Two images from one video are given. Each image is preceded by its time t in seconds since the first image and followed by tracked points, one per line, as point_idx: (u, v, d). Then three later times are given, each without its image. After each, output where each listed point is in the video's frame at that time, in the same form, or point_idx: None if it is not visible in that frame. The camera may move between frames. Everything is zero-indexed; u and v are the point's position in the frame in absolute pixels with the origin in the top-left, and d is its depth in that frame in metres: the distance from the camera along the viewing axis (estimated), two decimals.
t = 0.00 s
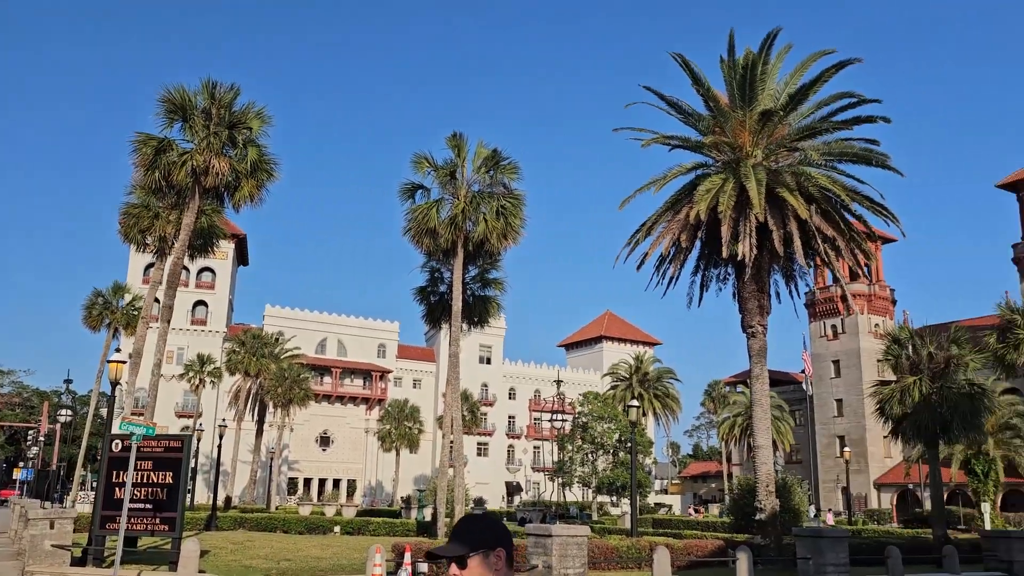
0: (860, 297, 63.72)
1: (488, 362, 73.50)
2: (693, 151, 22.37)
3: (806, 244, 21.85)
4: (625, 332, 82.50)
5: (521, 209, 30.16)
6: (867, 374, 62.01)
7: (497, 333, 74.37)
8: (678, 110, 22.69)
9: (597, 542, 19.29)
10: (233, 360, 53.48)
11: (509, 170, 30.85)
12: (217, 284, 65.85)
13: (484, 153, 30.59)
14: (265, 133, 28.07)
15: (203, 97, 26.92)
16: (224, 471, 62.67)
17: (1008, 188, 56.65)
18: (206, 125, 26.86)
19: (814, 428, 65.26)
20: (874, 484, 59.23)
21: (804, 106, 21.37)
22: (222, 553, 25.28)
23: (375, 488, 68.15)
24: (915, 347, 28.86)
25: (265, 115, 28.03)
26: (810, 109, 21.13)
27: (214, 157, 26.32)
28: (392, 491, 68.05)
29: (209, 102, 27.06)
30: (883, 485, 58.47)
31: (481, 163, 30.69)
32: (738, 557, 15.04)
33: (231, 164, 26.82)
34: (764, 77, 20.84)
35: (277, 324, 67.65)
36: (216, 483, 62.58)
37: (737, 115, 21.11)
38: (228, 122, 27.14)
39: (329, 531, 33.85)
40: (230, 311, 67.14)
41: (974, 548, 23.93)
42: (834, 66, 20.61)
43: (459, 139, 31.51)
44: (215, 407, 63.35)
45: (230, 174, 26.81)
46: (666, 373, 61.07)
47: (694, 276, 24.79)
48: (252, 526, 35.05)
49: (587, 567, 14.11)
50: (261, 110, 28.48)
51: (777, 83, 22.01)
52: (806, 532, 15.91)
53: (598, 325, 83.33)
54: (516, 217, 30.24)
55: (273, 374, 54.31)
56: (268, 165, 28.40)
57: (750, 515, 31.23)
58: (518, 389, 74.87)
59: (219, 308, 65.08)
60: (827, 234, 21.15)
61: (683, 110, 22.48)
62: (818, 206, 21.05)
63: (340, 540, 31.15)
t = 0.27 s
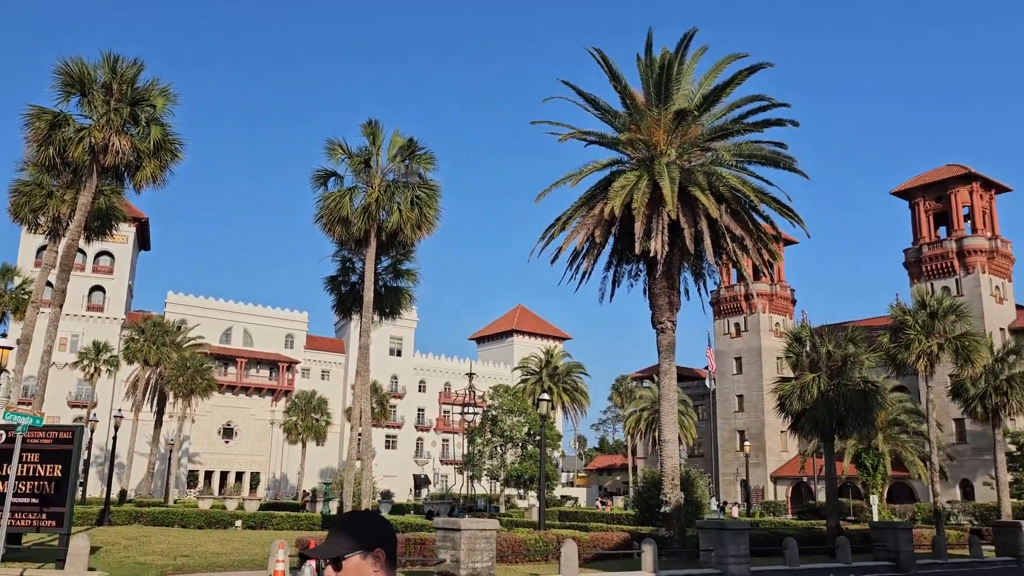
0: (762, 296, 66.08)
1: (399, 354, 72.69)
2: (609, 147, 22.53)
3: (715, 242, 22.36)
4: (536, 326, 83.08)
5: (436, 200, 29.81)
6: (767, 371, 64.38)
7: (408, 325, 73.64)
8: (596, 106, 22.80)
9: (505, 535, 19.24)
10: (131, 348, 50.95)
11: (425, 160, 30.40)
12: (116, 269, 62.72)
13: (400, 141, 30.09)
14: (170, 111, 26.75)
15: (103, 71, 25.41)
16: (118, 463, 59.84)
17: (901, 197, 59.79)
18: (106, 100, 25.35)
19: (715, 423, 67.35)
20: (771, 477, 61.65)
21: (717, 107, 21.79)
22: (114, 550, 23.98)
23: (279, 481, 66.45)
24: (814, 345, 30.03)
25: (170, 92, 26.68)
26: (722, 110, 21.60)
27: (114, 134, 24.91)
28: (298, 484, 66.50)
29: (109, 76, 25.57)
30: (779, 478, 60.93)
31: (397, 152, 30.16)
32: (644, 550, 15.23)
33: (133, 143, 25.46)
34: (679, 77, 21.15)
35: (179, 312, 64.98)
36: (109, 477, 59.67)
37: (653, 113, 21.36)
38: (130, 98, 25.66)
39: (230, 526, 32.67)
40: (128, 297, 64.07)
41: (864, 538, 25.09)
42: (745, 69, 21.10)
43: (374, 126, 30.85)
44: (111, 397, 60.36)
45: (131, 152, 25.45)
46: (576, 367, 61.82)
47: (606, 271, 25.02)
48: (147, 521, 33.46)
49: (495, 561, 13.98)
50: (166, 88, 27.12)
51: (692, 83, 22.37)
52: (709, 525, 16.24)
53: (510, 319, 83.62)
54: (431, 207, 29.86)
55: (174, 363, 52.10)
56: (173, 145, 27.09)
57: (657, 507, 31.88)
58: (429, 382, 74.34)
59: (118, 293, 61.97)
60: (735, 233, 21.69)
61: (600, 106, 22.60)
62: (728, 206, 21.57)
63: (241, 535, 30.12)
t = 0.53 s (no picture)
0: (680, 296, 67.51)
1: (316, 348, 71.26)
2: (537, 142, 22.51)
3: (639, 241, 22.64)
4: (457, 322, 82.79)
5: (360, 190, 29.22)
6: (683, 370, 65.84)
7: (328, 318, 72.31)
8: (524, 100, 22.72)
9: (423, 531, 19.00)
10: (31, 337, 48.05)
11: (349, 149, 29.74)
12: (16, 254, 59.34)
13: (323, 129, 29.37)
14: (79, 87, 25.33)
15: (5, 41, 23.82)
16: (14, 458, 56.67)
17: (813, 203, 62.04)
18: (9, 73, 23.80)
19: (632, 420, 68.48)
20: (685, 473, 63.14)
21: (643, 106, 22.05)
22: (7, 550, 22.56)
23: (189, 477, 64.19)
24: (730, 344, 30.80)
25: (80, 67, 25.25)
26: (649, 110, 21.86)
27: (17, 109, 23.39)
28: (208, 480, 64.40)
29: (12, 47, 24.01)
30: (692, 474, 62.46)
31: (320, 140, 29.43)
32: (564, 545, 15.23)
33: (38, 119, 23.99)
34: (607, 74, 21.28)
35: (84, 300, 61.97)
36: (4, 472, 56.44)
37: (581, 109, 21.43)
38: (37, 72, 24.12)
39: (134, 523, 31.26)
40: (29, 284, 60.69)
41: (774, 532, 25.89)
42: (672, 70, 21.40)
43: (297, 112, 30.00)
44: (7, 388, 57.05)
45: (36, 130, 23.99)
46: (496, 363, 61.85)
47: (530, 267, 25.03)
48: (45, 518, 31.68)
49: (414, 557, 13.72)
50: (75, 63, 25.67)
51: (620, 82, 22.56)
52: (627, 520, 16.38)
53: (431, 314, 83.07)
54: (354, 198, 29.25)
55: (78, 353, 49.59)
56: (81, 124, 25.67)
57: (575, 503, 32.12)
58: (347, 376, 73.09)
59: (18, 279, 58.60)
60: (659, 232, 22.01)
61: (529, 100, 22.54)
62: (652, 205, 21.86)
63: (147, 532, 28.89)
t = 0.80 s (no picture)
0: (606, 297, 68.38)
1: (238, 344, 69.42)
2: (471, 138, 22.40)
3: (571, 240, 22.76)
4: (384, 319, 81.90)
5: (289, 182, 28.54)
6: (608, 370, 66.72)
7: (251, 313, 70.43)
8: (459, 95, 22.57)
9: (349, 531, 18.70)
10: None
11: (277, 141, 28.99)
12: None
13: (251, 118, 28.54)
14: None
15: None
16: None
17: (737, 208, 63.68)
18: None
19: (557, 419, 69.03)
20: (608, 472, 64.06)
21: (577, 106, 22.16)
22: None
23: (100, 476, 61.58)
24: (658, 344, 31.34)
25: None
26: (583, 110, 22.01)
27: None
28: (121, 480, 61.95)
29: None
30: (615, 472, 63.43)
31: (247, 129, 28.60)
32: (492, 545, 15.16)
33: None
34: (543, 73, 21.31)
35: None
36: None
37: (516, 107, 21.44)
38: None
39: (41, 524, 29.72)
40: None
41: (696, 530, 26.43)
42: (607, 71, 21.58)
43: (223, 100, 29.08)
44: None
45: None
46: (423, 361, 61.47)
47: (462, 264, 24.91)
48: None
49: (340, 558, 13.43)
50: None
51: (554, 81, 22.61)
52: (555, 519, 16.43)
53: (357, 311, 81.95)
54: (282, 190, 28.51)
55: None
56: None
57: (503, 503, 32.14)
58: (270, 373, 71.40)
59: None
60: (591, 232, 22.20)
61: (463, 96, 22.40)
62: (585, 204, 22.02)
63: (57, 534, 27.62)
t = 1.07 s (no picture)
0: (552, 296, 68.62)
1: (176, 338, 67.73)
2: (422, 133, 22.19)
3: (522, 237, 22.73)
4: (327, 315, 80.76)
5: (233, 172, 27.82)
6: (553, 368, 67.02)
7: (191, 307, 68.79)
8: (410, 89, 22.33)
9: (292, 530, 18.39)
10: None
11: (221, 130, 28.24)
12: None
13: (194, 106, 27.74)
14: None
15: None
16: None
17: (682, 210, 64.58)
18: None
19: (501, 417, 69.07)
20: (550, 470, 64.39)
21: (530, 103, 22.13)
22: None
23: (28, 474, 59.21)
24: (604, 343, 31.55)
25: None
26: (535, 107, 22.01)
27: None
28: (50, 478, 59.69)
29: None
30: (558, 471, 63.82)
31: (190, 118, 27.80)
32: (438, 544, 15.01)
33: None
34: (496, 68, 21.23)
35: None
36: None
37: (468, 102, 21.32)
38: None
39: None
40: None
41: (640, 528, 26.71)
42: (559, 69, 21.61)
43: (166, 87, 28.21)
44: None
45: None
46: (367, 358, 60.82)
47: (411, 259, 24.68)
48: None
49: (283, 558, 13.11)
50: None
51: (507, 77, 22.53)
52: (500, 517, 16.36)
53: (299, 307, 80.62)
54: (226, 180, 27.76)
55: None
56: None
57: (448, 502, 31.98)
58: (209, 369, 69.75)
59: None
60: (542, 229, 22.22)
61: (415, 89, 22.17)
62: (535, 201, 22.03)
63: None
